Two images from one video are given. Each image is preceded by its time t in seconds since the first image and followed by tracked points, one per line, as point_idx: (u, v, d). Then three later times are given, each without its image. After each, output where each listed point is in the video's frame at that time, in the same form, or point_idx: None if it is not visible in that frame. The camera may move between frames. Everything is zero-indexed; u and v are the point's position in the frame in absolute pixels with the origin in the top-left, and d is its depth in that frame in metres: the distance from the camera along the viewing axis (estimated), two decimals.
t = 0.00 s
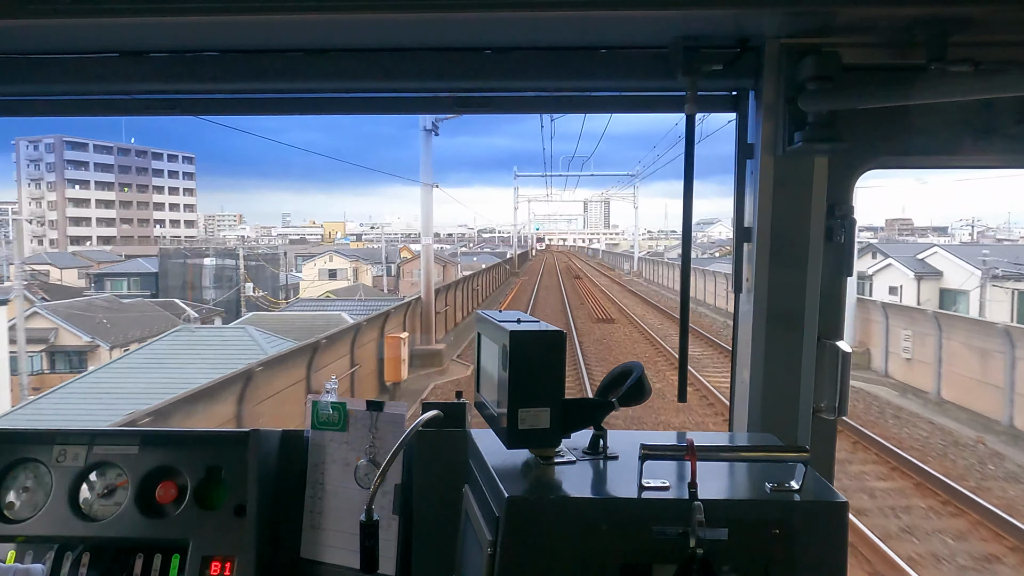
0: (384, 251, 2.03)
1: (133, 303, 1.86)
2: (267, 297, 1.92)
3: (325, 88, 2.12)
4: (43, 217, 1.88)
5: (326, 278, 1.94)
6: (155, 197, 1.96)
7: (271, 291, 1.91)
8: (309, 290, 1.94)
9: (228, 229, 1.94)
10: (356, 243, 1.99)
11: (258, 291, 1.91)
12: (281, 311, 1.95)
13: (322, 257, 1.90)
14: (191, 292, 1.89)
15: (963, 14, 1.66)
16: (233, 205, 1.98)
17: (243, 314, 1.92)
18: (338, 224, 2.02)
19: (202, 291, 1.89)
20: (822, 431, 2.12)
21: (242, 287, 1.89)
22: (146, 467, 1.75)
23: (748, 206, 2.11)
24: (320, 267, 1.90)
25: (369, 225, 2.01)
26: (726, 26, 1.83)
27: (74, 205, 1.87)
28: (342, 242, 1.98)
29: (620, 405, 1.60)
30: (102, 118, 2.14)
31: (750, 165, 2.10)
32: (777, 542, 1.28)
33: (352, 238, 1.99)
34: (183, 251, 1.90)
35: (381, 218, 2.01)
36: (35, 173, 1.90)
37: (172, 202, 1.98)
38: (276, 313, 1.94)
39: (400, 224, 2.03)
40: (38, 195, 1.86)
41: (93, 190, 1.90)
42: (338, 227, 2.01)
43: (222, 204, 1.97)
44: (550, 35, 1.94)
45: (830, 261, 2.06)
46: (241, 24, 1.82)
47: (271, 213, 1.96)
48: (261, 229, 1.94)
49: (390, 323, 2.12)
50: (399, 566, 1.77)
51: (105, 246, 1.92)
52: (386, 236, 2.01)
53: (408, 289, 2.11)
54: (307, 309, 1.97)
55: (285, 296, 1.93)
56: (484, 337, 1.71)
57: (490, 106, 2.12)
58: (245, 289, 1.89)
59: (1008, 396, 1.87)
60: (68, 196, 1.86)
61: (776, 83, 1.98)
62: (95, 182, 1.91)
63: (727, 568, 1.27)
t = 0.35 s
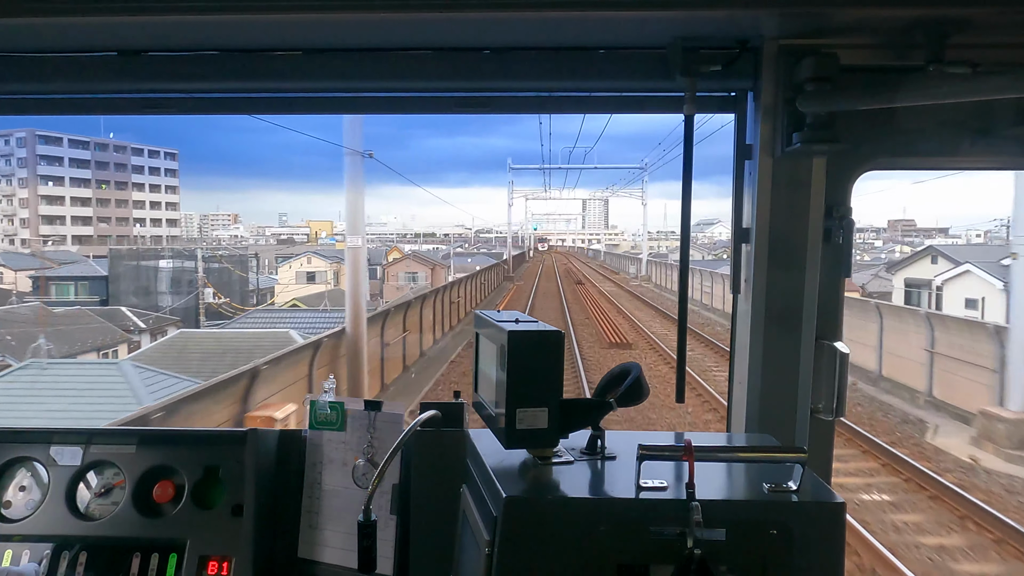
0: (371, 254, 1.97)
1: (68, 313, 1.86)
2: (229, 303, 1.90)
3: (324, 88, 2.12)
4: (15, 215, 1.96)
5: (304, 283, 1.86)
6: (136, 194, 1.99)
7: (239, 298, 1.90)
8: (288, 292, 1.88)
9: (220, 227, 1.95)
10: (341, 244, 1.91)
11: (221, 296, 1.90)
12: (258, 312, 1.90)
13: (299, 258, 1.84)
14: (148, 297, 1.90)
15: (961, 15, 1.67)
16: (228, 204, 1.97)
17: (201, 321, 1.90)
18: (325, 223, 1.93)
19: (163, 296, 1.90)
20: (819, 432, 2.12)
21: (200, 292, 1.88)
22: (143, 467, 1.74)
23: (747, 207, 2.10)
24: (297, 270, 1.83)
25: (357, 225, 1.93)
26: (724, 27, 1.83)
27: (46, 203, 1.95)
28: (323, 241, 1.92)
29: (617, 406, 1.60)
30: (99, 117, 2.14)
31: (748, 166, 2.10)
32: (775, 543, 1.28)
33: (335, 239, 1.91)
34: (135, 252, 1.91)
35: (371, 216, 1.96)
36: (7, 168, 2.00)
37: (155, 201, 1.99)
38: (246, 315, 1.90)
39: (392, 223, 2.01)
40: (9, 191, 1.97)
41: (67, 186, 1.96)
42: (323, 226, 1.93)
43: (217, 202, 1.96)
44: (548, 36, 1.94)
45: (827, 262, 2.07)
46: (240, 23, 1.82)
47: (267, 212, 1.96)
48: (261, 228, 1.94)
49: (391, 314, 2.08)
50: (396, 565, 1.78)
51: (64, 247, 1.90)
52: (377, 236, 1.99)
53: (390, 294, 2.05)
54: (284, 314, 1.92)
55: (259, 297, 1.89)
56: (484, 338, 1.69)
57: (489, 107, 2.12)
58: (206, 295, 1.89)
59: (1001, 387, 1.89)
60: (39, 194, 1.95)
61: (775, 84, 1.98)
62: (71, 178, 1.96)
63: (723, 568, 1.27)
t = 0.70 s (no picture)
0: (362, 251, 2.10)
1: None
2: (182, 310, 1.91)
3: (323, 87, 2.12)
4: None
5: (279, 285, 1.92)
6: (113, 191, 1.96)
7: (198, 307, 1.92)
8: (258, 297, 1.92)
9: (216, 226, 1.98)
10: (325, 243, 2.03)
11: (171, 302, 1.91)
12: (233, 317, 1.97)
13: (275, 259, 1.91)
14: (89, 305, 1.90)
15: (960, 16, 1.67)
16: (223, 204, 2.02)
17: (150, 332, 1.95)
18: (311, 223, 2.04)
19: (110, 300, 1.91)
20: (817, 432, 2.13)
21: (149, 297, 1.92)
22: (140, 467, 1.74)
23: (744, 208, 2.11)
24: (271, 272, 1.90)
25: (353, 224, 2.06)
26: (723, 27, 1.83)
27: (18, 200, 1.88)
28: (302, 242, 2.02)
29: (615, 406, 1.59)
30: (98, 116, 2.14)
31: (746, 167, 2.10)
32: (771, 543, 1.28)
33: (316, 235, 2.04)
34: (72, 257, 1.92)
35: (370, 217, 2.11)
36: None
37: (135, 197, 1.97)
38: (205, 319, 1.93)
39: (390, 225, 2.18)
40: None
41: (38, 182, 1.92)
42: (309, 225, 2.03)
43: (204, 204, 2.00)
44: (547, 36, 1.94)
45: (824, 262, 2.07)
46: (238, 23, 1.82)
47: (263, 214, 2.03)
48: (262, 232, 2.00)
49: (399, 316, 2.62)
50: (393, 567, 1.77)
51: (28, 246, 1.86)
52: (373, 234, 2.11)
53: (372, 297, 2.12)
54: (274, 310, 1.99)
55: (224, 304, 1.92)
56: (484, 338, 1.66)
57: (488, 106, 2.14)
58: (155, 302, 1.91)
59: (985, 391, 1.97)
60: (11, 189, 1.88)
61: (773, 85, 1.99)
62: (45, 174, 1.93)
63: (721, 568, 1.27)
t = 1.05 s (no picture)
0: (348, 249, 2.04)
1: None
2: (121, 319, 1.81)
3: (320, 87, 2.12)
4: None
5: (246, 291, 1.81)
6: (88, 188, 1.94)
7: (147, 317, 1.83)
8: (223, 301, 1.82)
9: (212, 227, 1.91)
10: (306, 244, 1.94)
11: (106, 312, 1.81)
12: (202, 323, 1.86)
13: (243, 262, 1.81)
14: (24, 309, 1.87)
15: (956, 17, 1.67)
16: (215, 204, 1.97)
17: (80, 344, 1.82)
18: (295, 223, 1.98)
19: (36, 308, 1.83)
20: (813, 431, 2.13)
21: (75, 305, 1.79)
22: (137, 467, 1.74)
23: (741, 208, 2.12)
24: (237, 276, 1.80)
25: (345, 224, 2.03)
26: (720, 28, 1.84)
27: None
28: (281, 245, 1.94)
29: (612, 405, 1.60)
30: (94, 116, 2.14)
31: (742, 167, 2.11)
32: (768, 543, 1.28)
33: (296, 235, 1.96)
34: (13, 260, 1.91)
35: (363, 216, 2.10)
36: None
37: (110, 196, 1.94)
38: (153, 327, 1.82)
39: (384, 224, 2.17)
40: None
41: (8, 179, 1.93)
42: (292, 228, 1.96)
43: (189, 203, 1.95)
44: (544, 36, 1.94)
45: (820, 262, 2.08)
46: (235, 23, 1.81)
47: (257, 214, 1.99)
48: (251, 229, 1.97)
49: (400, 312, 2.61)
50: (390, 565, 1.77)
51: None
52: (364, 234, 2.07)
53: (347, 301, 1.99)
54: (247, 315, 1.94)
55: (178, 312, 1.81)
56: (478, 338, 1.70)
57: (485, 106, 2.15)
58: (85, 312, 1.79)
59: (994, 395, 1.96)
60: None
61: (770, 85, 1.99)
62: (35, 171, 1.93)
63: (718, 568, 1.27)
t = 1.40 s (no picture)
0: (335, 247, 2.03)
1: None
2: (39, 333, 1.86)
3: (316, 87, 2.12)
4: None
5: (210, 296, 1.78)
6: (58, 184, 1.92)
7: (74, 330, 1.84)
8: (177, 308, 1.79)
9: (204, 229, 1.91)
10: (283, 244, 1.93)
11: (17, 325, 1.88)
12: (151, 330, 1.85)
13: (204, 263, 1.78)
14: None
15: (951, 17, 1.67)
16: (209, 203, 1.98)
17: None
18: (271, 223, 1.95)
19: None
20: (809, 431, 2.13)
21: None
22: (132, 468, 1.73)
23: (737, 208, 2.12)
24: (196, 279, 1.76)
25: (338, 223, 2.06)
26: (716, 28, 1.84)
27: None
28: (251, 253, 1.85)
29: (609, 406, 1.59)
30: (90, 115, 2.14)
31: (739, 167, 2.11)
32: (764, 543, 1.28)
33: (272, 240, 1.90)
34: None
35: (357, 216, 2.12)
36: None
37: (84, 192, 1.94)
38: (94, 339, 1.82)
39: (377, 224, 2.17)
40: None
41: None
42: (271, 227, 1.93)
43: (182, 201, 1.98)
44: (540, 36, 1.94)
45: (816, 262, 2.09)
46: (231, 22, 1.81)
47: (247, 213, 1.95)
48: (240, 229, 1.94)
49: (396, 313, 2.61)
50: (386, 565, 1.78)
51: None
52: (356, 234, 2.11)
53: (319, 307, 2.03)
54: (173, 330, 1.87)
55: (120, 321, 1.84)
56: (473, 337, 1.71)
57: (481, 106, 2.14)
58: None
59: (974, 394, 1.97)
60: None
61: (765, 85, 1.99)
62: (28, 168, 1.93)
63: (714, 568, 1.27)
